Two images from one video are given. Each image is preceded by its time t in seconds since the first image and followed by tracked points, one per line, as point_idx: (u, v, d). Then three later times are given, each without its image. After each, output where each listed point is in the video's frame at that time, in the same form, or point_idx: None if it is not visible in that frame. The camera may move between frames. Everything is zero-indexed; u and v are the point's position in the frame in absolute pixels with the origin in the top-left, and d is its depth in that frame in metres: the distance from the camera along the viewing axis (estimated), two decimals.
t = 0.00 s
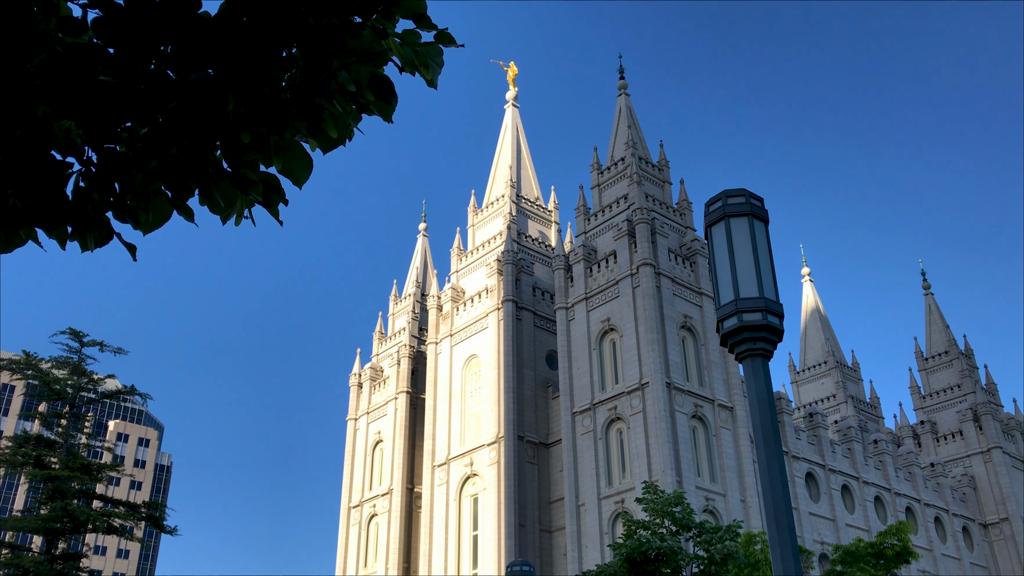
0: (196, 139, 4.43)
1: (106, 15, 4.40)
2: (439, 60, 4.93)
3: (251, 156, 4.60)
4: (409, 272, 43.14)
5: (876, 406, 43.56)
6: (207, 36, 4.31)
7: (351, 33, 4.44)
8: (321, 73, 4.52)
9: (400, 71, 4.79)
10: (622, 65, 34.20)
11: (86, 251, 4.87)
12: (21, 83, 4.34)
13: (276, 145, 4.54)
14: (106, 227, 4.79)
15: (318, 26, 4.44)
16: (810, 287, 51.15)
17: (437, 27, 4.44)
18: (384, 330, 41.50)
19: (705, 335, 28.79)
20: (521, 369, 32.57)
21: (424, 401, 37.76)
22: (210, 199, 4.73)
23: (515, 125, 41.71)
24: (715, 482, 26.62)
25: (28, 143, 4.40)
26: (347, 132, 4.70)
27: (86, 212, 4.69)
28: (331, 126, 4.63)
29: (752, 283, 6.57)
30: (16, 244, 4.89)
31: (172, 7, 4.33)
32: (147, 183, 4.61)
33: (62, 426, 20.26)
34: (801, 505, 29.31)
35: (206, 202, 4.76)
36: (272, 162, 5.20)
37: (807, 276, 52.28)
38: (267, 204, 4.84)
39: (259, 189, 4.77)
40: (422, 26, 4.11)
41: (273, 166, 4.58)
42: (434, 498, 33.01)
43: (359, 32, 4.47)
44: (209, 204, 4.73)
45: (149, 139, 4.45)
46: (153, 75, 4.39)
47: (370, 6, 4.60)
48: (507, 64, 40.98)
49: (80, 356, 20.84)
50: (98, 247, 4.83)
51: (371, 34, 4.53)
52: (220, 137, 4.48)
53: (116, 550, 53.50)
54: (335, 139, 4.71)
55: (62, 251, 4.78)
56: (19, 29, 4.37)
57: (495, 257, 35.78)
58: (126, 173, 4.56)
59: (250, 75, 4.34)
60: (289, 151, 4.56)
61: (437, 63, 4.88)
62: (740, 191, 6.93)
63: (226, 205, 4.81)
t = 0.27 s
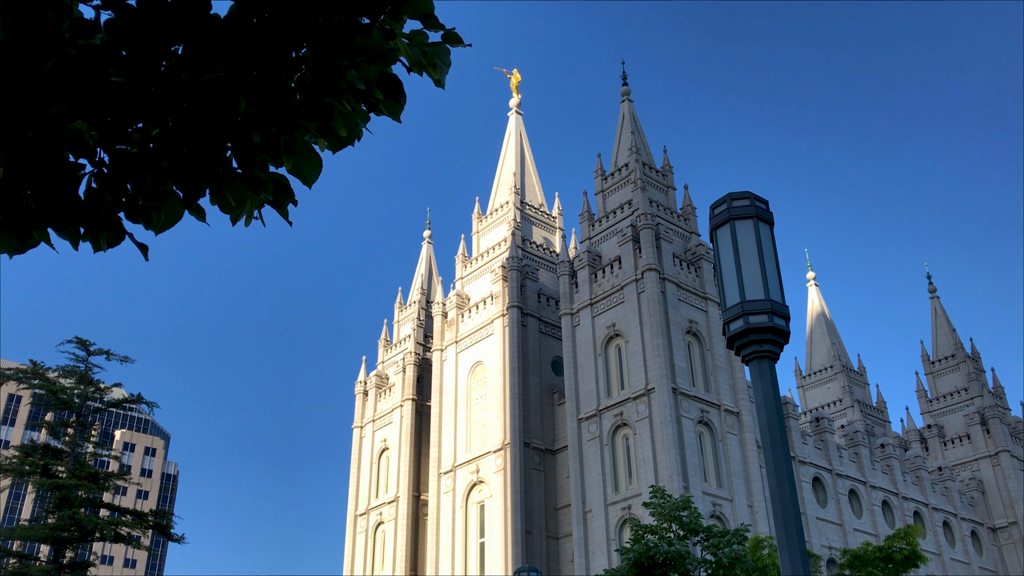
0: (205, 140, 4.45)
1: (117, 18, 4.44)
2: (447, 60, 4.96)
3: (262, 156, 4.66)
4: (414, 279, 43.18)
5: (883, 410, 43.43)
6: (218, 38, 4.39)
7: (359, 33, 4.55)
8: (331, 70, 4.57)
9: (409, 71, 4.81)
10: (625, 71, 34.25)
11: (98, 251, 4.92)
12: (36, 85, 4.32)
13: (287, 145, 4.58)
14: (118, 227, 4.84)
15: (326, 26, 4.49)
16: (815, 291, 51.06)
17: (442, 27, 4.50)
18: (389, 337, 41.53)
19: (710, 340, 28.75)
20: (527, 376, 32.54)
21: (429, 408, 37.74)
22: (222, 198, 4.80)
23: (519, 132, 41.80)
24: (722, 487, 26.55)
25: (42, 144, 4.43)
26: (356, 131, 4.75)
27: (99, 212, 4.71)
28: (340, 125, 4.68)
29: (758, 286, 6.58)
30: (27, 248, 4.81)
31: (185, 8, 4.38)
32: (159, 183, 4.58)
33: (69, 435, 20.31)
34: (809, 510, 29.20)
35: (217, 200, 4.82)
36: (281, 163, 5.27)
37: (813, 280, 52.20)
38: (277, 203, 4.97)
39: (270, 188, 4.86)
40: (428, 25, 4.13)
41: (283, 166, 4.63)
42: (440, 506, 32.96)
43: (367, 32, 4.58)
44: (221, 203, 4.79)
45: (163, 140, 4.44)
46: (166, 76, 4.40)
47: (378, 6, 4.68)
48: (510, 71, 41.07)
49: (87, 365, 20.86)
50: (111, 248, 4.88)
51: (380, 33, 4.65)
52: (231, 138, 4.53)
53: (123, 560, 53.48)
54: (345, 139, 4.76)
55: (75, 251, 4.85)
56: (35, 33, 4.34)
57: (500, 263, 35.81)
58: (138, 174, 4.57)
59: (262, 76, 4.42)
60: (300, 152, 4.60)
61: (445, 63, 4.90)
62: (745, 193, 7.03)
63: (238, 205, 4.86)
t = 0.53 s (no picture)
0: (214, 135, 4.44)
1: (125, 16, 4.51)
2: (451, 58, 4.98)
3: (270, 155, 4.66)
4: (417, 287, 43.22)
5: (888, 414, 43.33)
6: (224, 35, 4.35)
7: (366, 30, 4.60)
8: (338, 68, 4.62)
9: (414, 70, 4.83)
10: (626, 77, 34.32)
11: (107, 250, 4.91)
12: (49, 81, 4.43)
13: (295, 143, 4.63)
14: (126, 226, 4.87)
15: (332, 23, 4.51)
16: (819, 296, 51.02)
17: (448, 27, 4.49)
18: (393, 345, 41.55)
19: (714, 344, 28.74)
20: (531, 382, 32.52)
21: (433, 415, 37.72)
22: (229, 195, 4.74)
23: (521, 139, 41.88)
24: (728, 492, 26.48)
25: (53, 141, 4.53)
26: (362, 127, 4.87)
27: (107, 210, 4.79)
28: (347, 123, 4.79)
29: (761, 288, 6.59)
30: (34, 250, 4.79)
31: (192, 5, 4.35)
32: (168, 181, 4.61)
33: (74, 444, 20.32)
34: (814, 515, 29.13)
35: (226, 199, 4.77)
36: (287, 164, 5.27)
37: (816, 284, 52.15)
38: (284, 202, 5.01)
39: (277, 186, 4.90)
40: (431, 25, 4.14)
41: (291, 165, 4.71)
42: (445, 513, 32.92)
43: (373, 29, 4.63)
44: (228, 202, 4.74)
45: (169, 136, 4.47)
46: (173, 75, 4.48)
47: (382, 5, 4.68)
48: (512, 78, 41.19)
49: (91, 373, 20.88)
50: (119, 247, 4.87)
51: (385, 31, 4.66)
52: (238, 137, 4.53)
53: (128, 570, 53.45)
54: (351, 135, 4.88)
55: (84, 251, 4.85)
56: (54, 40, 4.52)
57: (503, 269, 35.83)
58: (147, 171, 4.70)
59: (268, 75, 4.45)
60: (308, 151, 4.68)
61: (449, 62, 4.93)
62: (747, 196, 7.01)
63: (245, 205, 4.80)
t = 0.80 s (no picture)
0: (218, 132, 4.51)
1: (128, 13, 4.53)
2: (453, 55, 5.01)
3: (274, 151, 4.69)
4: (419, 292, 43.25)
5: (891, 416, 43.26)
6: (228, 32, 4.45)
7: (368, 24, 4.61)
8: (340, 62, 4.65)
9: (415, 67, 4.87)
10: (627, 81, 34.38)
11: (112, 248, 4.92)
12: (51, 77, 4.40)
13: (298, 140, 4.71)
14: (131, 223, 4.87)
15: (334, 19, 4.56)
16: (821, 298, 51.00)
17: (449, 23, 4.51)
18: (395, 350, 41.56)
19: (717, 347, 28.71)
20: (534, 387, 32.50)
21: (436, 420, 37.70)
22: (233, 191, 4.79)
23: (522, 143, 41.94)
24: (732, 495, 26.43)
25: (57, 141, 4.49)
26: (365, 121, 4.84)
27: (112, 208, 4.79)
28: (350, 117, 4.78)
29: (763, 289, 6.59)
30: (39, 247, 4.83)
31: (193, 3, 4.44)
32: (171, 178, 4.69)
33: (77, 451, 20.32)
34: (819, 518, 29.07)
35: (229, 194, 4.82)
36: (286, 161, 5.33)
37: (818, 287, 52.13)
38: (287, 199, 5.03)
39: (280, 182, 4.89)
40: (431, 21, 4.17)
41: (294, 161, 4.74)
42: (449, 518, 32.87)
43: (375, 23, 4.64)
44: (232, 197, 4.80)
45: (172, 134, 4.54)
46: (177, 73, 4.53)
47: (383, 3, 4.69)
48: (513, 83, 41.28)
49: (94, 380, 20.89)
50: (124, 245, 4.88)
51: (386, 26, 4.64)
52: (241, 134, 4.58)
53: None
54: (354, 130, 4.85)
55: (89, 249, 4.85)
56: (59, 38, 4.49)
57: (505, 274, 35.85)
58: (150, 169, 4.67)
59: (271, 72, 4.51)
60: (310, 147, 4.73)
61: (451, 58, 4.96)
62: (749, 197, 6.98)
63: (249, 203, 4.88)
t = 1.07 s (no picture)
0: (221, 123, 4.64)
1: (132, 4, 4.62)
2: (455, 46, 5.02)
3: (276, 142, 4.84)
4: (421, 294, 43.29)
5: (895, 416, 43.21)
6: (232, 18, 4.55)
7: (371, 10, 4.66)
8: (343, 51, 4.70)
9: (417, 58, 4.89)
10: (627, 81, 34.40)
11: (117, 240, 4.99)
12: (56, 70, 4.43)
13: (301, 130, 4.74)
14: (135, 215, 4.93)
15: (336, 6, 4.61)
16: (823, 298, 50.98)
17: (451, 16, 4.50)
18: (398, 352, 41.59)
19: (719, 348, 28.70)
20: (536, 389, 32.48)
21: (439, 422, 37.68)
22: (237, 181, 4.96)
23: (523, 145, 41.98)
24: (735, 496, 26.40)
25: (63, 136, 4.54)
26: (368, 112, 4.86)
27: (116, 200, 4.85)
28: (353, 106, 4.80)
29: (765, 285, 6.57)
30: (43, 241, 4.80)
31: None
32: (175, 170, 4.76)
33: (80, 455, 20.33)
34: (822, 518, 29.03)
35: (234, 183, 4.98)
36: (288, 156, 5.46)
37: (821, 287, 52.10)
38: (289, 193, 5.19)
39: (283, 172, 5.03)
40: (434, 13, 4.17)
41: (297, 152, 4.80)
42: (452, 520, 32.85)
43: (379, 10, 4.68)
44: (237, 186, 4.95)
45: (172, 123, 4.66)
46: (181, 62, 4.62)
47: None
48: (514, 85, 41.33)
49: (97, 384, 20.90)
50: (129, 236, 4.94)
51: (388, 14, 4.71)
52: (245, 126, 4.75)
53: None
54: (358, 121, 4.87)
55: (95, 240, 4.91)
56: (62, 32, 4.56)
57: (507, 276, 35.87)
58: (153, 161, 4.74)
59: (273, 62, 4.61)
60: (313, 138, 4.75)
61: (452, 49, 4.97)
62: (750, 193, 6.97)
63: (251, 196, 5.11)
